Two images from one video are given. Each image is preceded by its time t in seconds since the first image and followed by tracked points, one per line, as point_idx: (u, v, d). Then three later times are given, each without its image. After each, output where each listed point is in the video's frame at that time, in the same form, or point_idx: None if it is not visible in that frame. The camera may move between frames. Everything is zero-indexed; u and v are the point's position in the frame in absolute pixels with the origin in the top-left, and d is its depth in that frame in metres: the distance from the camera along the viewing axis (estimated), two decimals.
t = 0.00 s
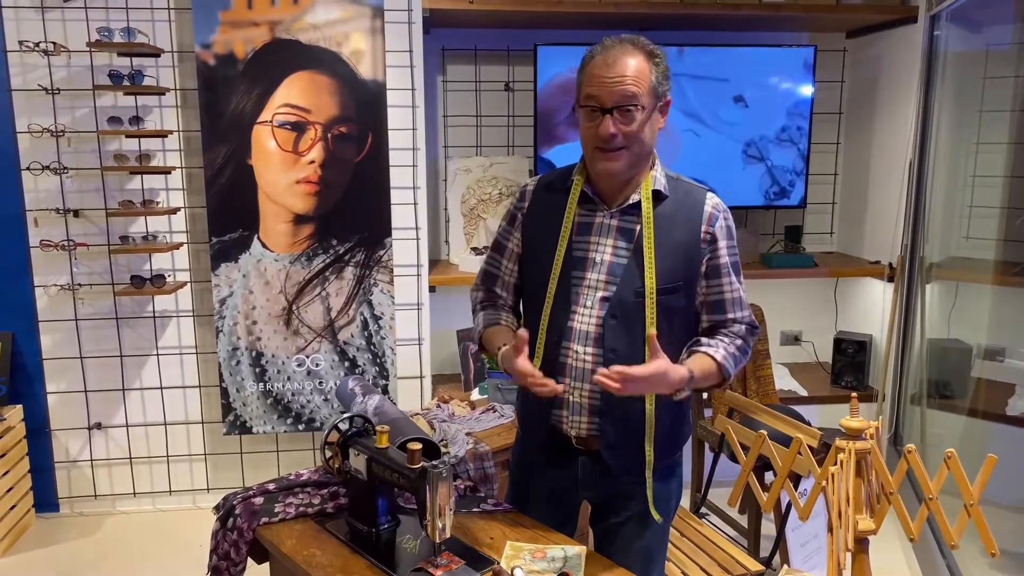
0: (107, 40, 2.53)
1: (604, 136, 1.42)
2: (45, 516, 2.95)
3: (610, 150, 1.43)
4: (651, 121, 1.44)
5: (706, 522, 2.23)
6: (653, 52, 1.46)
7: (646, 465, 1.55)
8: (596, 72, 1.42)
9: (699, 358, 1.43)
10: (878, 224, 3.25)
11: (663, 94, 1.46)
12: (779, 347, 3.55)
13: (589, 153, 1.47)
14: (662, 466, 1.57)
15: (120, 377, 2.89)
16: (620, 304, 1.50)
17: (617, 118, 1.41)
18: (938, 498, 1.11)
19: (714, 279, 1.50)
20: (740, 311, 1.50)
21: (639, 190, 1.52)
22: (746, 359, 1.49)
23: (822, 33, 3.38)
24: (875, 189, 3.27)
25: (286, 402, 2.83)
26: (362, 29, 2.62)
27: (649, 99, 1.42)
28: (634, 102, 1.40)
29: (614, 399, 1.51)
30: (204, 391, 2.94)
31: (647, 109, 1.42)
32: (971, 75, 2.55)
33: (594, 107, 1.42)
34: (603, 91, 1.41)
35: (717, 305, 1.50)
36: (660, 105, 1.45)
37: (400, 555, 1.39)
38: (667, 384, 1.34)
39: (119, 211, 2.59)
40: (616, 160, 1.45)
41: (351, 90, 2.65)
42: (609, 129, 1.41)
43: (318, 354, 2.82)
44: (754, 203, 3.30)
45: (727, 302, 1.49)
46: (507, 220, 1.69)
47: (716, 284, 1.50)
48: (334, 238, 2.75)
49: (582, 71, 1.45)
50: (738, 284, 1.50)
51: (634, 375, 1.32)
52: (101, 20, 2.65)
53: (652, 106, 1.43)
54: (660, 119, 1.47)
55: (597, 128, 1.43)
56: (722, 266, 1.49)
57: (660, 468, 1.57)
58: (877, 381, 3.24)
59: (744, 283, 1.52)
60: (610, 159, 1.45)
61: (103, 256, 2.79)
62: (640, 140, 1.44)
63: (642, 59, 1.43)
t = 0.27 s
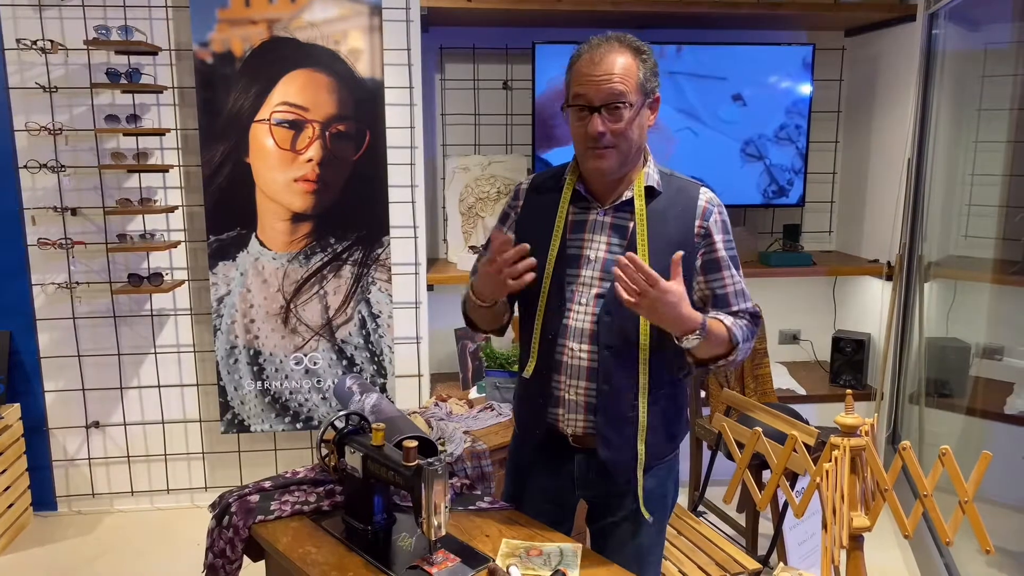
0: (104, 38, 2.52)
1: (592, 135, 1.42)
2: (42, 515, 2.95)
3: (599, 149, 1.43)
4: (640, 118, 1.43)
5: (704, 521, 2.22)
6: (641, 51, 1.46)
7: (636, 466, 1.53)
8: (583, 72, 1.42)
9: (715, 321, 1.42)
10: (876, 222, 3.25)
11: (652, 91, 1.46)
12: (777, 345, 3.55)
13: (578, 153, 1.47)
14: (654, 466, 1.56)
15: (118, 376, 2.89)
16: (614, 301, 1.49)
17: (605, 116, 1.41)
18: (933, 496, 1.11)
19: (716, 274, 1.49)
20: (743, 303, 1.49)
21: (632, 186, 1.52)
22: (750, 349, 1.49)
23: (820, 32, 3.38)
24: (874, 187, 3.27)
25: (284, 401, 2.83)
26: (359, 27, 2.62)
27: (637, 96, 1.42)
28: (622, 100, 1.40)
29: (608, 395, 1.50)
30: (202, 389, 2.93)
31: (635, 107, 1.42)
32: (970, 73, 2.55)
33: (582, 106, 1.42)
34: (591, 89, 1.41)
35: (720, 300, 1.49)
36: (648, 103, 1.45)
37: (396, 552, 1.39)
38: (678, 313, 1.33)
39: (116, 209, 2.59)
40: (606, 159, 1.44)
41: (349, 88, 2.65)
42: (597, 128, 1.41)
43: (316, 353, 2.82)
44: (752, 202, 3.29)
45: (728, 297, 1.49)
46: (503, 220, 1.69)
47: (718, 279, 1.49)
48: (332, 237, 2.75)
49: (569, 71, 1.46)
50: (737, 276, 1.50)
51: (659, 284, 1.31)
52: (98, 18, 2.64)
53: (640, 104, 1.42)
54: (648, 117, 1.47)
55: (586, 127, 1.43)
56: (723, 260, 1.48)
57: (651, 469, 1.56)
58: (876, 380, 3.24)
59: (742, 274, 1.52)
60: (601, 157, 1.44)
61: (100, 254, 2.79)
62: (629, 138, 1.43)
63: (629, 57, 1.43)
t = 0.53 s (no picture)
0: (104, 38, 2.52)
1: (584, 131, 1.43)
2: (42, 515, 2.95)
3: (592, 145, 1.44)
4: (633, 115, 1.44)
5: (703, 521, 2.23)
6: (635, 49, 1.48)
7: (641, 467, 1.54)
8: (576, 71, 1.45)
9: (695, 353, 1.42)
10: (875, 223, 3.26)
11: (647, 89, 1.46)
12: (776, 346, 3.56)
13: (573, 151, 1.48)
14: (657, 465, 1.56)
15: (118, 376, 2.89)
16: (610, 300, 1.50)
17: (596, 112, 1.42)
18: (933, 496, 1.11)
19: (709, 275, 1.49)
20: (736, 305, 1.49)
21: (629, 186, 1.53)
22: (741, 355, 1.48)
23: (819, 33, 3.38)
24: (872, 188, 3.27)
25: (283, 401, 2.83)
26: (359, 28, 2.62)
27: (630, 93, 1.43)
28: (613, 97, 1.41)
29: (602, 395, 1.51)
30: (201, 390, 2.93)
31: (626, 103, 1.42)
32: (969, 74, 2.55)
33: (575, 104, 1.44)
34: (582, 86, 1.43)
35: (712, 302, 1.49)
36: (643, 100, 1.46)
37: (396, 552, 1.39)
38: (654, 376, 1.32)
39: (116, 210, 2.59)
40: (600, 155, 1.45)
41: (349, 88, 2.65)
42: (589, 123, 1.42)
43: (316, 353, 2.82)
44: (751, 202, 3.29)
45: (721, 298, 1.48)
46: (501, 220, 1.70)
47: (711, 280, 1.49)
48: (331, 238, 2.75)
49: (564, 71, 1.48)
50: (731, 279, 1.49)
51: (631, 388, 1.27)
52: (98, 18, 2.64)
53: (633, 100, 1.43)
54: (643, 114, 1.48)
55: (578, 124, 1.44)
56: (716, 261, 1.48)
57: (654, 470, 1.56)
58: (875, 381, 3.25)
59: (737, 277, 1.52)
60: (594, 154, 1.45)
61: (100, 255, 2.79)
62: (622, 135, 1.44)
63: (622, 55, 1.44)
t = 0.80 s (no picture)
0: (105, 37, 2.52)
1: (572, 128, 1.44)
2: (43, 514, 2.95)
3: (581, 142, 1.45)
4: (621, 110, 1.44)
5: (704, 519, 2.23)
6: (623, 45, 1.49)
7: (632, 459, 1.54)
8: (565, 71, 1.46)
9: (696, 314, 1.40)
10: (875, 222, 3.26)
11: (637, 84, 1.47)
12: (776, 344, 3.57)
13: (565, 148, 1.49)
14: (652, 460, 1.56)
15: (118, 375, 2.89)
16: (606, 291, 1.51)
17: (584, 109, 1.43)
18: (936, 491, 1.12)
19: (704, 265, 1.48)
20: (731, 294, 1.48)
21: (623, 180, 1.54)
22: (739, 343, 1.45)
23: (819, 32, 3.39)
24: (872, 187, 3.28)
25: (284, 400, 2.83)
26: (359, 27, 2.62)
27: (618, 88, 1.43)
28: (600, 92, 1.42)
29: (599, 386, 1.52)
30: (202, 389, 2.93)
31: (615, 98, 1.42)
32: (968, 73, 2.56)
33: (563, 102, 1.45)
34: (570, 84, 1.44)
35: (707, 292, 1.48)
36: (633, 95, 1.46)
37: (399, 550, 1.39)
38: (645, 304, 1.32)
39: (117, 209, 2.59)
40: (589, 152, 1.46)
41: (350, 87, 2.65)
42: (576, 121, 1.43)
43: (316, 352, 2.82)
44: (751, 201, 3.30)
45: (715, 288, 1.48)
46: (499, 216, 1.72)
47: (704, 271, 1.48)
48: (332, 236, 2.75)
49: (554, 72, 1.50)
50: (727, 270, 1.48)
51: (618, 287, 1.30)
52: (99, 17, 2.64)
53: (622, 95, 1.43)
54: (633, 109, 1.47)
55: (567, 121, 1.45)
56: (710, 252, 1.48)
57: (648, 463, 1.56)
58: (874, 378, 3.25)
59: (735, 269, 1.50)
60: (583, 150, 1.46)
61: (101, 253, 2.79)
62: (611, 130, 1.44)
63: (610, 51, 1.45)
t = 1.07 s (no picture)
0: (103, 38, 2.52)
1: (561, 130, 1.45)
2: (41, 516, 2.95)
3: (570, 143, 1.46)
4: (610, 110, 1.44)
5: (702, 519, 2.23)
6: (612, 46, 1.49)
7: (619, 460, 1.54)
8: (554, 73, 1.47)
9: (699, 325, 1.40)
10: (873, 222, 3.27)
11: (627, 84, 1.47)
12: (775, 345, 3.57)
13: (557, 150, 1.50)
14: (641, 461, 1.56)
15: (116, 376, 2.89)
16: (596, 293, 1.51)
17: (572, 111, 1.44)
18: (934, 491, 1.12)
19: (700, 266, 1.49)
20: (728, 294, 1.49)
21: (614, 181, 1.54)
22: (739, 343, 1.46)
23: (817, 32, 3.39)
24: (870, 186, 3.28)
25: (282, 401, 2.83)
26: (358, 28, 2.62)
27: (606, 89, 1.43)
28: (588, 94, 1.42)
29: (590, 388, 1.51)
30: (200, 390, 2.93)
31: (603, 100, 1.43)
32: (966, 74, 2.56)
33: (553, 104, 1.46)
34: (558, 87, 1.44)
35: (704, 293, 1.49)
36: (622, 95, 1.46)
37: (398, 551, 1.39)
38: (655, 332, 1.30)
39: (115, 210, 2.59)
40: (579, 153, 1.47)
41: (348, 87, 2.65)
42: (565, 122, 1.44)
43: (315, 352, 2.81)
44: (748, 201, 3.30)
45: (712, 289, 1.48)
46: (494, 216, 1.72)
47: (701, 272, 1.49)
48: (330, 237, 2.75)
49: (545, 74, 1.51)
50: (723, 270, 1.49)
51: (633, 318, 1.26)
52: (97, 18, 2.64)
53: (610, 96, 1.44)
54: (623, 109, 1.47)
55: (556, 123, 1.46)
56: (706, 253, 1.48)
57: (636, 466, 1.56)
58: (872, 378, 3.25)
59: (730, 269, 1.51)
60: (574, 151, 1.47)
61: (99, 254, 2.79)
62: (600, 132, 1.45)
63: (598, 52, 1.45)
